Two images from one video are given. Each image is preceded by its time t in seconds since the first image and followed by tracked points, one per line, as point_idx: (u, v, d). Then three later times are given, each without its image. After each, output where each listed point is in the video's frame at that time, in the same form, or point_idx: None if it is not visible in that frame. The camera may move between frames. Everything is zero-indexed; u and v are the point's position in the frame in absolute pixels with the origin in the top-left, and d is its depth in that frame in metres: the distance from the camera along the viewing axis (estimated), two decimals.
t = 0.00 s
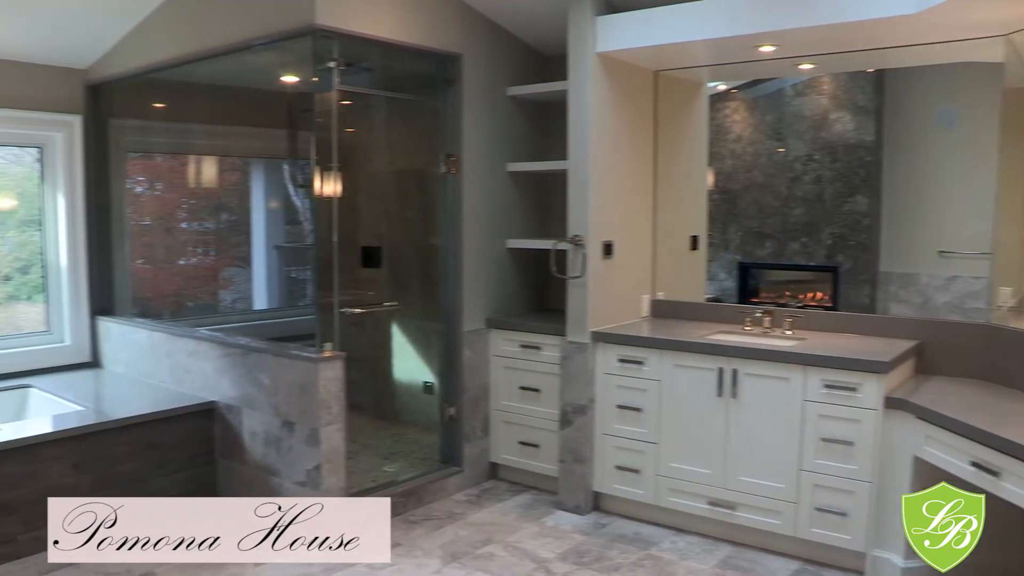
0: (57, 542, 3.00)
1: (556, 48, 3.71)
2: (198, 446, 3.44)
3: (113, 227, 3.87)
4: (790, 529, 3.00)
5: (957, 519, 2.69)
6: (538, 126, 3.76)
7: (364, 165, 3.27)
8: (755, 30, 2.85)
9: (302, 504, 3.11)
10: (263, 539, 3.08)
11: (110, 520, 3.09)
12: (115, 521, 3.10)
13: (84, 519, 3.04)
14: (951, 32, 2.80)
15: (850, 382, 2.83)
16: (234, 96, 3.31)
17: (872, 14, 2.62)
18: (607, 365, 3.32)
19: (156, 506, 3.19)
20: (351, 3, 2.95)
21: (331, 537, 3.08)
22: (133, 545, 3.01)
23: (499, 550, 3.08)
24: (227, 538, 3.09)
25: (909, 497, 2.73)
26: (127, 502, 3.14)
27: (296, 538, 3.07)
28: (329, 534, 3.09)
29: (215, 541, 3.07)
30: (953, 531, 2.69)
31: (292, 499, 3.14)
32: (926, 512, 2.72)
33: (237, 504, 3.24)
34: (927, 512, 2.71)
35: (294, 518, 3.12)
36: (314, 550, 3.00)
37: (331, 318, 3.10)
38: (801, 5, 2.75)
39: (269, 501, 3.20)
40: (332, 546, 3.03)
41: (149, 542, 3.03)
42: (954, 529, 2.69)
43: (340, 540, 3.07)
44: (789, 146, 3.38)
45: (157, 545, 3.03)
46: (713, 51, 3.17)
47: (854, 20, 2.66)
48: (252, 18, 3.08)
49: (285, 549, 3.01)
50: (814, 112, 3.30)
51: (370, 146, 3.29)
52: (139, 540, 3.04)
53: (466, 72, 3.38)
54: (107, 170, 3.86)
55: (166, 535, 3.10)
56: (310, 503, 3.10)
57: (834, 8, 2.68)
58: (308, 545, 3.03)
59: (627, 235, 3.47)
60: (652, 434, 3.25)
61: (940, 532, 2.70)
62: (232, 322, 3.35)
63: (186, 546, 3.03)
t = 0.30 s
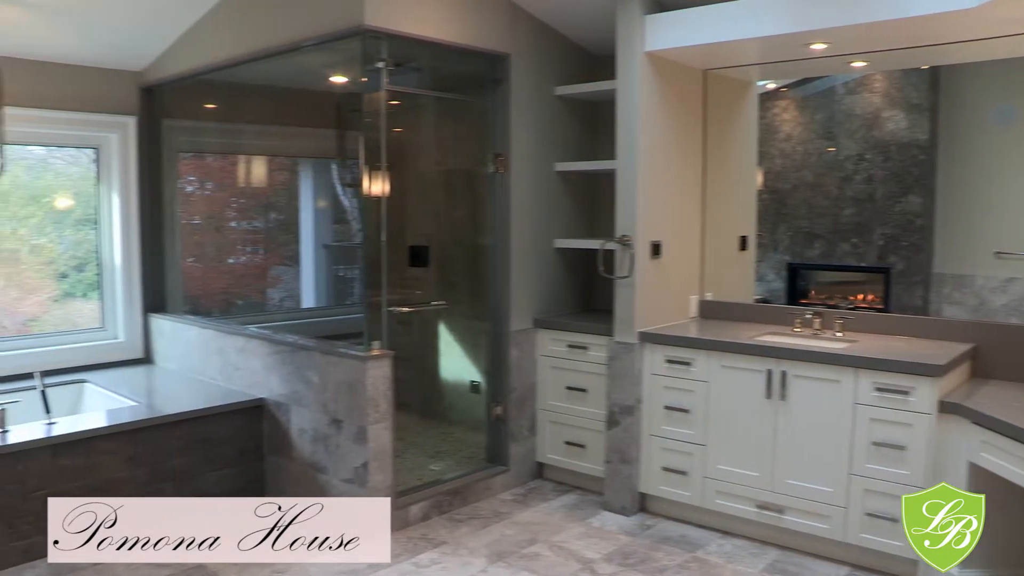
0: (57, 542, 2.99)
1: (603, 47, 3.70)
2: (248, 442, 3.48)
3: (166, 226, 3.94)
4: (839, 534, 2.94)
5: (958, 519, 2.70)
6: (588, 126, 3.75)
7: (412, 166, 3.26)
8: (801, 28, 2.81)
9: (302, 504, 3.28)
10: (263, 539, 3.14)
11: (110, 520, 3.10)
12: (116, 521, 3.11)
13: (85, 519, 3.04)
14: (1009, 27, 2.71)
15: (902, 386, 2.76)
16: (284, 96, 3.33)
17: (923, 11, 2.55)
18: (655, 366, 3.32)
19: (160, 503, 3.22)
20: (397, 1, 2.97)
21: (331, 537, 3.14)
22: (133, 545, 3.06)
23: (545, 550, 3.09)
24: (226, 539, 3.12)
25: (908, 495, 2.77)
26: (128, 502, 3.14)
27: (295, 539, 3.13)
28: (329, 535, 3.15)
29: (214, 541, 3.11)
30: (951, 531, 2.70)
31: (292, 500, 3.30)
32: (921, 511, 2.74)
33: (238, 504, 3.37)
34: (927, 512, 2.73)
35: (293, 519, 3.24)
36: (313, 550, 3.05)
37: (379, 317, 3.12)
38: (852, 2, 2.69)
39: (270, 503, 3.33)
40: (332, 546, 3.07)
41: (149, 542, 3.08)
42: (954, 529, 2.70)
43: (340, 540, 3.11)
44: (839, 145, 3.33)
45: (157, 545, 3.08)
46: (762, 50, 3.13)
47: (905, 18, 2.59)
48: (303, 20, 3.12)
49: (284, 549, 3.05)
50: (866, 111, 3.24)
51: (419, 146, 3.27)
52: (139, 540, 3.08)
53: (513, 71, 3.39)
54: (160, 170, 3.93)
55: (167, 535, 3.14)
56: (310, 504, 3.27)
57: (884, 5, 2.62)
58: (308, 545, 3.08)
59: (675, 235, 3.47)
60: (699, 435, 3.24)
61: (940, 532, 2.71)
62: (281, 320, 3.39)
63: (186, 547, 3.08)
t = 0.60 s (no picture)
0: (57, 542, 2.94)
1: (651, 45, 3.67)
2: (295, 439, 3.53)
3: (216, 225, 3.99)
4: (890, 540, 2.87)
5: (957, 519, 2.73)
6: (635, 125, 3.74)
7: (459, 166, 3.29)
8: (849, 25, 2.77)
9: (301, 505, 3.35)
10: (262, 539, 3.11)
11: (110, 520, 3.06)
12: (116, 521, 3.07)
13: (85, 518, 2.99)
14: None
15: (956, 390, 2.68)
16: (332, 97, 3.35)
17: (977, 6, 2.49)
18: (702, 367, 3.31)
19: (159, 503, 3.16)
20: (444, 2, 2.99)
21: (331, 538, 3.13)
22: (133, 545, 3.03)
23: (589, 551, 3.08)
24: (226, 538, 3.08)
25: (909, 496, 2.81)
26: (128, 502, 3.10)
27: (295, 539, 3.11)
28: (329, 536, 3.14)
29: (214, 541, 3.07)
30: (951, 531, 2.74)
31: (292, 501, 3.34)
32: (922, 511, 2.78)
33: (235, 503, 3.30)
34: (927, 513, 2.78)
35: (293, 519, 3.26)
36: (313, 549, 3.03)
37: (426, 317, 3.14)
38: None
39: (270, 504, 3.36)
40: (332, 545, 3.06)
41: (149, 542, 3.05)
42: (954, 529, 2.73)
43: (341, 540, 3.10)
44: (890, 144, 3.27)
45: (157, 545, 3.05)
46: (812, 48, 3.08)
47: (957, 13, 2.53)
48: (352, 22, 3.15)
49: (284, 549, 3.02)
50: (919, 110, 3.18)
51: (466, 147, 3.32)
52: (139, 540, 3.05)
53: (561, 71, 3.40)
54: (210, 170, 3.98)
55: (167, 535, 3.11)
56: (310, 505, 3.34)
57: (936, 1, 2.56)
58: (308, 544, 3.07)
59: (723, 235, 3.45)
60: (746, 437, 3.21)
61: (940, 532, 2.75)
62: (329, 318, 3.42)
63: (186, 547, 3.04)
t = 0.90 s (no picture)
0: (57, 542, 2.93)
1: (702, 42, 3.64)
2: (344, 436, 3.56)
3: (268, 224, 4.04)
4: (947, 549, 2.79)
5: (957, 519, 2.76)
6: (685, 126, 3.75)
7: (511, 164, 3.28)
8: (904, 20, 2.72)
9: (301, 505, 3.34)
10: (263, 538, 3.12)
11: (110, 520, 3.03)
12: (116, 521, 3.03)
13: (85, 519, 2.96)
14: None
15: (1017, 396, 2.59)
16: (382, 96, 3.37)
17: None
18: (753, 368, 3.28)
19: (157, 503, 3.11)
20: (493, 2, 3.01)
21: (331, 537, 3.14)
22: (133, 545, 3.02)
23: (637, 552, 3.07)
24: (226, 539, 3.10)
25: (909, 496, 2.87)
26: (128, 502, 3.06)
27: (296, 539, 3.12)
28: (329, 536, 3.15)
29: (214, 541, 3.09)
30: (951, 532, 2.77)
31: (292, 501, 3.33)
32: (922, 510, 2.84)
33: (233, 502, 3.26)
34: (927, 513, 2.83)
35: (293, 518, 3.26)
36: (314, 550, 3.04)
37: (476, 317, 3.15)
38: None
39: (269, 503, 3.32)
40: (332, 545, 3.08)
41: (149, 541, 3.05)
42: (954, 529, 2.76)
43: (340, 540, 3.12)
44: (948, 143, 3.20)
45: (157, 545, 3.05)
46: (867, 44, 3.02)
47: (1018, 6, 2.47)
48: (403, 23, 3.17)
49: (285, 549, 3.04)
50: (979, 106, 3.09)
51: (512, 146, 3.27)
52: (139, 540, 3.04)
53: (611, 71, 3.45)
54: (262, 169, 4.04)
55: (167, 535, 3.11)
56: (310, 505, 3.35)
57: None
58: (308, 544, 3.07)
59: (774, 234, 3.43)
60: (797, 440, 3.17)
61: (940, 532, 2.79)
62: (378, 317, 3.44)
63: (186, 547, 3.05)
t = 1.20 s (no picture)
0: (57, 542, 2.90)
1: (762, 40, 3.60)
2: (400, 434, 3.59)
3: (325, 222, 4.11)
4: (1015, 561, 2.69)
5: (957, 519, 2.83)
6: (742, 125, 3.73)
7: (566, 165, 3.33)
8: (972, 14, 2.64)
9: (302, 504, 3.31)
10: (263, 539, 3.11)
11: (110, 520, 3.00)
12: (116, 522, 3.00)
13: (85, 518, 2.93)
14: None
15: None
16: (440, 96, 3.39)
17: None
18: (811, 371, 3.22)
19: (156, 503, 3.06)
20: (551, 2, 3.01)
21: (331, 538, 3.13)
22: (133, 545, 3.01)
23: (692, 555, 3.04)
24: (226, 538, 3.09)
25: (909, 496, 2.95)
26: (128, 502, 3.03)
27: (296, 539, 3.11)
28: (329, 535, 3.14)
29: (214, 541, 3.07)
30: (952, 531, 2.84)
31: (292, 500, 3.30)
32: (923, 510, 2.92)
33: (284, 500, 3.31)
34: (927, 512, 2.91)
35: (293, 519, 3.24)
36: (313, 550, 3.03)
37: (532, 316, 3.15)
38: None
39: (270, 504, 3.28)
40: (332, 546, 3.07)
41: (149, 541, 3.03)
42: (954, 529, 2.83)
43: (340, 540, 3.11)
44: (1018, 140, 3.10)
45: (157, 545, 3.04)
46: (933, 39, 2.95)
47: None
48: (459, 23, 3.19)
49: (284, 549, 3.03)
50: None
51: (570, 143, 3.33)
52: (139, 540, 3.02)
53: (669, 69, 3.44)
54: (320, 170, 4.10)
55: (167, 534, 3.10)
56: (310, 504, 3.32)
57: None
58: (308, 545, 3.07)
59: (834, 235, 3.38)
60: (856, 444, 3.10)
61: (940, 532, 2.86)
62: (434, 316, 3.46)
63: (186, 547, 3.04)
